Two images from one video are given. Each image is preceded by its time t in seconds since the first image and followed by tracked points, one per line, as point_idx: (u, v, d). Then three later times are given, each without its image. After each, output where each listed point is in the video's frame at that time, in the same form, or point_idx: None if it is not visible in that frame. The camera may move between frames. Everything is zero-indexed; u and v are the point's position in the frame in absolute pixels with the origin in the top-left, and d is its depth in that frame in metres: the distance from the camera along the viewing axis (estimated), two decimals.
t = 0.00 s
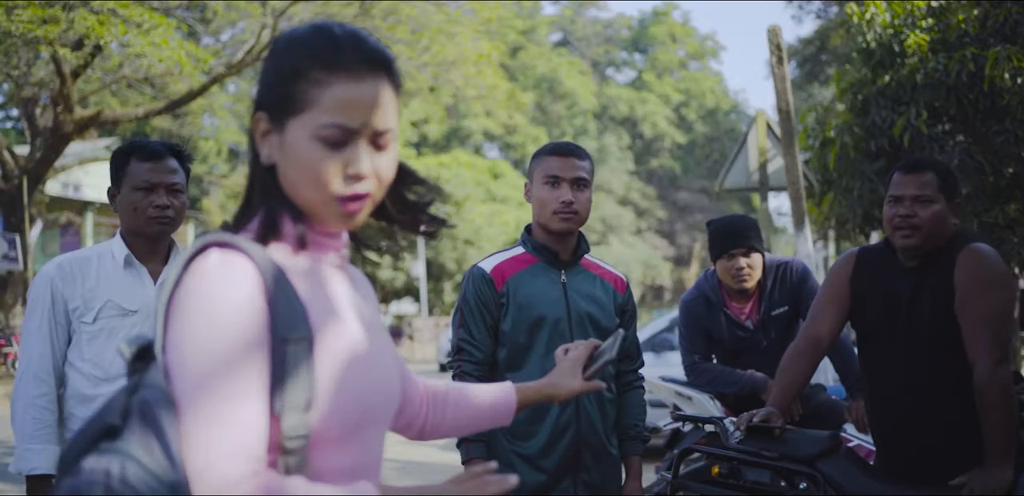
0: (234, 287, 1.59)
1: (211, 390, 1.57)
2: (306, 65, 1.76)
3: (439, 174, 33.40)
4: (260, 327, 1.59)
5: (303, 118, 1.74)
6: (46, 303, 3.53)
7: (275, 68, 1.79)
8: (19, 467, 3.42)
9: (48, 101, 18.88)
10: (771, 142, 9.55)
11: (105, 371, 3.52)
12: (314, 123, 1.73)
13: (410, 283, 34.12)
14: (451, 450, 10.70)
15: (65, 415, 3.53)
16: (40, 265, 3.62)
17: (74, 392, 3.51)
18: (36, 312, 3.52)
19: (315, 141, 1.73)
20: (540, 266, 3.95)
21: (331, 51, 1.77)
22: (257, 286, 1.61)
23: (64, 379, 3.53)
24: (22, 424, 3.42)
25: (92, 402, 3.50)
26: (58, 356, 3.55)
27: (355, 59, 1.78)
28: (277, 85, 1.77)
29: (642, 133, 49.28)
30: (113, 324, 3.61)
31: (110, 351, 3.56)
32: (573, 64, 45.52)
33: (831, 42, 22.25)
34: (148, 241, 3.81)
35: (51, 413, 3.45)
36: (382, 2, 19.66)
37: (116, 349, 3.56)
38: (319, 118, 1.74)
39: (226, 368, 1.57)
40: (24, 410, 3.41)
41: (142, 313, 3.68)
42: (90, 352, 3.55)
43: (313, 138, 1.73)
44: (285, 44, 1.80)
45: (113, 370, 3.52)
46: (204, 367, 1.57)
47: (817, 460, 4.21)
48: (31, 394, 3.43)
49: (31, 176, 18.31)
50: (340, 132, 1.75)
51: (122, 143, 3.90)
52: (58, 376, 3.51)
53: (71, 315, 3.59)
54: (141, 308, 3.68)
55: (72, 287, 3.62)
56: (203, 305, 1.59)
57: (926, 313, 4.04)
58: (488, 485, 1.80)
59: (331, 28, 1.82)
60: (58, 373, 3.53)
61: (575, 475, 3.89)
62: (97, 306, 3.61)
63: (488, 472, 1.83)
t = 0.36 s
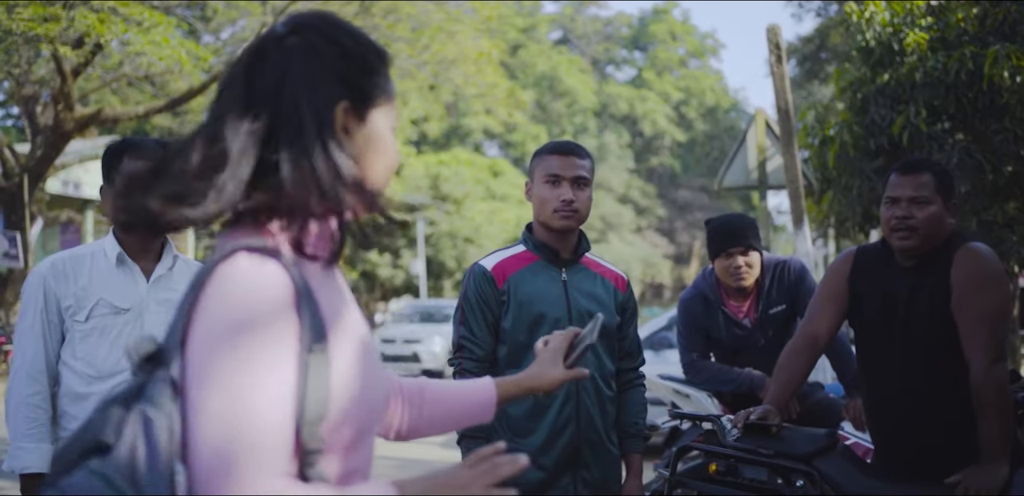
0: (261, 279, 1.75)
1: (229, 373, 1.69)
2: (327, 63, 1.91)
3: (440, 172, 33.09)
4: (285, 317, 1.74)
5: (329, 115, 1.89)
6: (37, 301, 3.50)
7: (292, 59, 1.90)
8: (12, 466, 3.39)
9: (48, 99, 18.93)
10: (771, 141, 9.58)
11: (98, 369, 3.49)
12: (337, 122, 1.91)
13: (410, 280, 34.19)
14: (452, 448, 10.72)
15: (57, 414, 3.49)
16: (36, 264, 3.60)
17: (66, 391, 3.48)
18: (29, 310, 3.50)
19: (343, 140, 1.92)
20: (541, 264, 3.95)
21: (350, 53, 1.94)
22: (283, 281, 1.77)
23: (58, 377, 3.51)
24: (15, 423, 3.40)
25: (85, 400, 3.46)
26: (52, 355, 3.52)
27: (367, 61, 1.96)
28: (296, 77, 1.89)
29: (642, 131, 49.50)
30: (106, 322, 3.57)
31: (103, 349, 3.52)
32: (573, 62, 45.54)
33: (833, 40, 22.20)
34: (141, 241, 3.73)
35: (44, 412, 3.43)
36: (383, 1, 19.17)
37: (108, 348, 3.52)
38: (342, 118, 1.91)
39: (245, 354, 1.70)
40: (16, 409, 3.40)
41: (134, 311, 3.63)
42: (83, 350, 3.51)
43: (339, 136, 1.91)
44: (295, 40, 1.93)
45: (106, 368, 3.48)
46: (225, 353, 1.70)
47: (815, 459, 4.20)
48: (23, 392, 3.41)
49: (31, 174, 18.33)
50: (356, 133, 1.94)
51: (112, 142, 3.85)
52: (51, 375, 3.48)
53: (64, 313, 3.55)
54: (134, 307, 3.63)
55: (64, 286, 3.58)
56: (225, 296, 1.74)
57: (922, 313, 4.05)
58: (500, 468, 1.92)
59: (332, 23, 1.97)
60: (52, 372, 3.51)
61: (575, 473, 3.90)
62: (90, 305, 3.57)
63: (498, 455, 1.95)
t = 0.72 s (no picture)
0: (301, 267, 1.73)
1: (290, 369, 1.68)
2: (342, 60, 1.93)
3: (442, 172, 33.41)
4: (326, 305, 1.72)
5: (344, 112, 1.91)
6: (54, 302, 3.53)
7: (308, 55, 1.93)
8: (28, 465, 3.42)
9: (52, 98, 18.92)
10: (776, 141, 9.63)
11: (114, 370, 3.52)
12: (352, 120, 1.93)
13: (411, 280, 34.20)
14: (466, 450, 10.74)
15: (74, 413, 3.54)
16: (50, 265, 3.62)
17: (82, 390, 3.52)
18: (45, 311, 3.53)
19: (355, 138, 1.94)
20: (555, 265, 4.05)
21: (367, 52, 1.96)
22: (321, 269, 1.75)
23: (74, 378, 3.54)
24: (30, 423, 3.43)
25: (100, 401, 3.50)
26: (68, 355, 3.54)
27: (382, 59, 1.99)
28: (312, 75, 1.91)
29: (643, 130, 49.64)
30: (121, 323, 3.58)
31: (118, 350, 3.55)
32: (574, 60, 45.56)
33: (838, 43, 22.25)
34: (157, 240, 3.80)
35: (60, 412, 3.46)
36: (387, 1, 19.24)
37: (123, 349, 3.54)
38: (358, 117, 1.93)
39: (301, 347, 1.69)
40: (33, 410, 3.43)
41: (150, 311, 3.63)
42: (98, 351, 3.54)
43: (353, 136, 1.94)
44: (308, 37, 1.95)
45: (121, 369, 3.52)
46: (280, 348, 1.68)
47: (824, 458, 4.21)
48: (39, 392, 3.44)
49: (35, 173, 18.34)
50: (369, 132, 1.95)
51: (129, 143, 3.94)
52: (67, 375, 3.51)
53: (80, 314, 3.57)
54: (149, 307, 3.63)
55: (80, 286, 3.60)
56: (270, 291, 1.71)
57: (933, 313, 4.07)
58: (519, 459, 1.96)
59: (344, 21, 1.99)
60: (67, 372, 3.53)
61: (589, 473, 3.95)
62: (105, 305, 3.59)
63: (514, 448, 1.98)
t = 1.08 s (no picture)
0: (376, 268, 1.82)
1: (383, 365, 1.78)
2: (383, 65, 1.95)
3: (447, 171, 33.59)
4: (404, 300, 1.83)
5: (387, 116, 1.93)
6: (78, 303, 3.58)
7: (348, 59, 1.94)
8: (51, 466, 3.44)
9: (55, 97, 18.85)
10: (782, 140, 9.69)
11: (136, 371, 3.61)
12: (395, 121, 1.94)
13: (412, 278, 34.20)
14: (487, 452, 10.76)
15: (95, 413, 3.61)
16: (72, 265, 3.67)
17: (105, 391, 3.60)
18: (68, 312, 3.58)
19: (399, 139, 1.95)
20: (573, 267, 4.23)
21: (402, 53, 1.98)
22: (394, 268, 1.85)
23: (95, 379, 3.60)
24: (55, 424, 3.47)
25: (122, 401, 3.59)
26: (90, 357, 3.61)
27: (416, 61, 2.00)
28: (354, 79, 1.92)
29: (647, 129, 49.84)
30: (144, 324, 3.66)
31: (140, 351, 3.63)
32: (576, 59, 45.57)
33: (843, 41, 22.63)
34: (177, 241, 3.86)
35: (84, 412, 3.51)
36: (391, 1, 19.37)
37: (145, 350, 3.63)
38: (401, 119, 1.94)
39: (388, 342, 1.79)
40: (56, 410, 3.47)
41: (171, 313, 3.71)
42: (121, 352, 3.62)
43: (396, 137, 1.94)
44: (346, 43, 1.96)
45: (143, 370, 3.61)
46: (371, 347, 1.78)
47: (838, 458, 4.21)
48: (64, 392, 3.48)
49: (38, 172, 18.21)
50: (411, 132, 1.96)
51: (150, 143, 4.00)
52: (89, 376, 3.57)
53: (102, 315, 3.64)
54: (171, 309, 3.71)
55: (102, 287, 3.66)
56: (353, 291, 1.80)
57: (948, 314, 4.09)
58: (561, 447, 2.08)
59: (381, 27, 1.99)
60: (89, 373, 3.59)
61: (608, 474, 4.09)
62: (128, 306, 3.66)
63: (555, 436, 2.10)
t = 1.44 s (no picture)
0: (411, 268, 1.96)
1: (423, 359, 1.92)
2: (421, 73, 2.09)
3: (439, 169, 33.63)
4: (436, 296, 1.97)
5: (423, 121, 2.07)
6: (85, 303, 3.82)
7: (390, 64, 2.08)
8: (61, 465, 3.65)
9: (45, 96, 18.68)
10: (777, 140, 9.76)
11: (143, 370, 3.87)
12: (431, 125, 2.08)
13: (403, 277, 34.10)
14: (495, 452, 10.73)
15: (102, 412, 3.86)
16: (78, 267, 3.91)
17: (112, 390, 3.85)
18: (76, 313, 3.81)
19: (433, 143, 2.09)
20: (578, 267, 4.34)
21: (440, 60, 2.13)
22: (426, 268, 1.98)
23: (102, 378, 3.85)
24: (63, 423, 3.69)
25: (129, 400, 3.84)
26: (98, 355, 3.86)
27: (451, 67, 2.15)
28: (395, 85, 2.07)
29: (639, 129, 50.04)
30: (150, 323, 3.91)
31: (147, 351, 3.89)
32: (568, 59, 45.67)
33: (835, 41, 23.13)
34: (183, 241, 4.12)
35: (90, 411, 3.74)
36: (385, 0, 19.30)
37: (151, 350, 3.89)
38: (437, 123, 2.09)
39: (426, 338, 1.93)
40: (65, 409, 3.69)
41: (177, 312, 3.97)
42: (127, 351, 3.87)
43: (431, 141, 2.09)
44: (389, 47, 2.11)
45: (150, 369, 3.87)
46: (412, 341, 1.91)
47: (838, 456, 4.24)
48: (72, 391, 3.71)
49: (28, 172, 17.92)
50: (444, 137, 2.11)
51: (156, 145, 4.26)
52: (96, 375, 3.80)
53: (109, 314, 3.89)
54: (177, 308, 3.97)
55: (109, 288, 3.91)
56: (392, 291, 1.93)
57: (948, 313, 4.11)
58: (611, 441, 2.21)
59: (423, 35, 2.14)
60: (96, 372, 3.83)
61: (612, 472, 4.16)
62: (134, 306, 3.91)
63: (603, 432, 2.23)
